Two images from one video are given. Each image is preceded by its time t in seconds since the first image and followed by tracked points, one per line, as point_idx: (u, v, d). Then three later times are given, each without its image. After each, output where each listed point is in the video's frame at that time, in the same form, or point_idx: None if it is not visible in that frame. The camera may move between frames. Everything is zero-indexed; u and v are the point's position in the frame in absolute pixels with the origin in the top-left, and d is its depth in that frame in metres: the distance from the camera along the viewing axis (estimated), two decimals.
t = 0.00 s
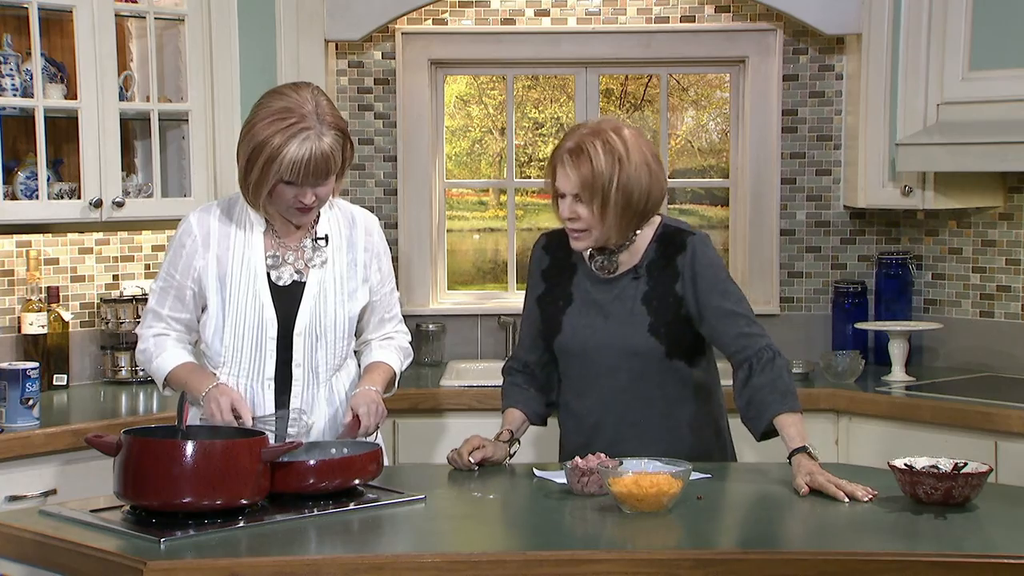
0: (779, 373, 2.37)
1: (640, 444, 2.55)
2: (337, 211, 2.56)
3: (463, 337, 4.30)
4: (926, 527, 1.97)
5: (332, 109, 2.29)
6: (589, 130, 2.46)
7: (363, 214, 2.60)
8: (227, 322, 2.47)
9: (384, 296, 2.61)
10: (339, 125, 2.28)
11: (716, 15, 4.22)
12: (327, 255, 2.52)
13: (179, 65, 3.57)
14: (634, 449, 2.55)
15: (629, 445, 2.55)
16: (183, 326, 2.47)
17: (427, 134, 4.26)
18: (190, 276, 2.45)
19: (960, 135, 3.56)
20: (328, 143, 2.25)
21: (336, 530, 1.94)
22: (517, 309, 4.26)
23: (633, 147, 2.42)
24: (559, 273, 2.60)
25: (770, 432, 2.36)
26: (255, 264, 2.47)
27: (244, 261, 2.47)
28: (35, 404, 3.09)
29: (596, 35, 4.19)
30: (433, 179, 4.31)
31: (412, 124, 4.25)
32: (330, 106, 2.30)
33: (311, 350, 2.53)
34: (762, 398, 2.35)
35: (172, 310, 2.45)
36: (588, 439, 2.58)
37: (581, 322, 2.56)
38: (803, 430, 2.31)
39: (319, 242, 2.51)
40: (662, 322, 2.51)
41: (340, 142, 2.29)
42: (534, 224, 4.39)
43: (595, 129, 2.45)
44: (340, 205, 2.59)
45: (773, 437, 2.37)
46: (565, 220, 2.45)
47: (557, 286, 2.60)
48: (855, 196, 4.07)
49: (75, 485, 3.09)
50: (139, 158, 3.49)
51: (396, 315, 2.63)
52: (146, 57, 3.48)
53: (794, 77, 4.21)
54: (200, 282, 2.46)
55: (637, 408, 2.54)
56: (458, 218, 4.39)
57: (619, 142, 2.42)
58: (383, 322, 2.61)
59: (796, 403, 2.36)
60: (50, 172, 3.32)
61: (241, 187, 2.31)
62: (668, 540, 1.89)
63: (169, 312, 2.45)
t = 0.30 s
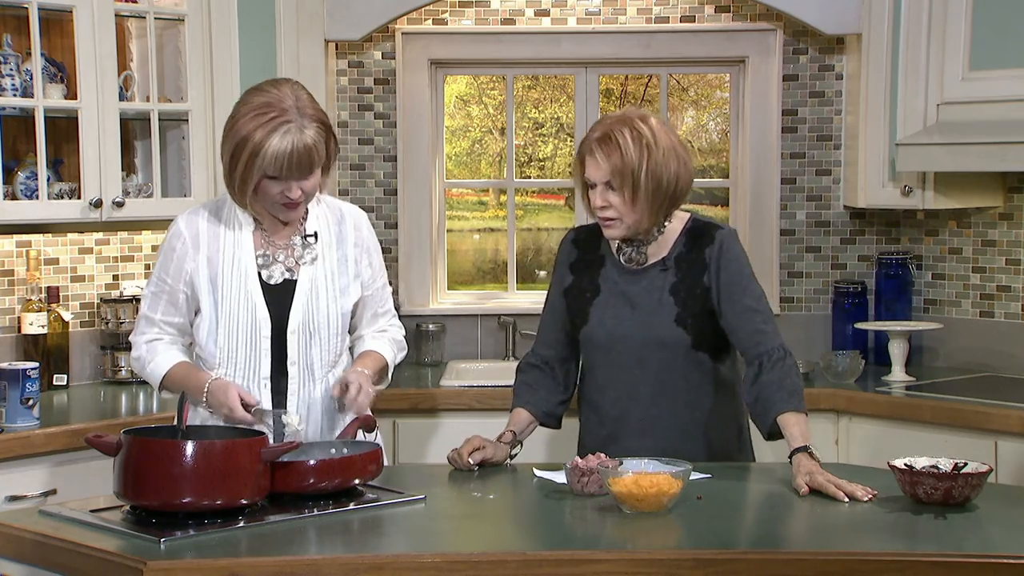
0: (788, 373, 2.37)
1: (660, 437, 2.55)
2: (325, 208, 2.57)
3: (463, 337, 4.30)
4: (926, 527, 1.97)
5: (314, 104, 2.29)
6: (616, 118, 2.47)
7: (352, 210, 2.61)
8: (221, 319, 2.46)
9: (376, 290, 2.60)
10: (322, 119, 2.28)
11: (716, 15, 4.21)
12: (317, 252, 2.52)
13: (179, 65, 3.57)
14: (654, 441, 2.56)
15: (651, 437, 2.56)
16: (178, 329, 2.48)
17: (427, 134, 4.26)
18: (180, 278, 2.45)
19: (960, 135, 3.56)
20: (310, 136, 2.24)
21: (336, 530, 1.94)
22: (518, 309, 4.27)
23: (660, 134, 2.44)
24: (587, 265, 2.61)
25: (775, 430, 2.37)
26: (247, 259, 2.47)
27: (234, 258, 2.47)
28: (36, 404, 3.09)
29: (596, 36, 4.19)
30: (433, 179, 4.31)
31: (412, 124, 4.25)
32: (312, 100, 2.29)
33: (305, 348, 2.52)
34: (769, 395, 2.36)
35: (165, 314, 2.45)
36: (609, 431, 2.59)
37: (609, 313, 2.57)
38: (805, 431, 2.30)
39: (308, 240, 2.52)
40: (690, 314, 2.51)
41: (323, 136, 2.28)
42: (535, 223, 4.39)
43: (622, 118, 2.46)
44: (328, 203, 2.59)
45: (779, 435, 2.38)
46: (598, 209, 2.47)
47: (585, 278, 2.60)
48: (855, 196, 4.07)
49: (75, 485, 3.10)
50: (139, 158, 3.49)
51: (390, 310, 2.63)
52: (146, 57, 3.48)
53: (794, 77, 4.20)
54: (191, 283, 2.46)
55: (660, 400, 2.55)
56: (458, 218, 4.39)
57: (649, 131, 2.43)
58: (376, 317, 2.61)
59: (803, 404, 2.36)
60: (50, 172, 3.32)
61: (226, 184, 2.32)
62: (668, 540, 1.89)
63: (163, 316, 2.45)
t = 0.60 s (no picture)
0: (794, 373, 2.36)
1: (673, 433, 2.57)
2: (332, 207, 2.56)
3: (463, 337, 4.30)
4: (925, 528, 1.97)
5: (298, 104, 2.36)
6: (636, 116, 2.49)
7: (361, 209, 2.59)
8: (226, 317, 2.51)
9: (383, 294, 2.56)
10: (303, 118, 2.35)
11: (716, 15, 4.21)
12: (317, 250, 2.52)
13: (179, 65, 3.57)
14: (666, 437, 2.57)
15: (663, 434, 2.57)
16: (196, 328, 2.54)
17: (427, 134, 4.26)
18: (197, 278, 2.53)
19: (961, 135, 3.56)
20: (284, 132, 2.31)
21: (336, 530, 1.94)
22: (517, 309, 4.27)
23: (678, 133, 2.45)
24: (605, 262, 2.63)
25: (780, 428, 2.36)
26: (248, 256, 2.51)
27: (238, 254, 2.51)
28: (36, 404, 3.09)
29: (596, 36, 4.19)
30: (433, 178, 4.31)
31: (412, 124, 4.25)
32: (296, 100, 2.36)
33: (302, 346, 2.51)
34: (774, 393, 2.35)
35: (184, 313, 2.53)
36: (622, 428, 2.61)
37: (624, 310, 2.58)
38: (807, 430, 2.29)
39: (310, 238, 2.52)
40: (704, 311, 2.52)
41: (302, 135, 2.34)
42: (535, 224, 4.39)
43: (641, 116, 2.48)
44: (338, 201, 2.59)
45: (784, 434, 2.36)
46: (613, 204, 2.48)
47: (602, 275, 2.62)
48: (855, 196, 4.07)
49: (75, 485, 3.10)
50: (139, 158, 3.49)
51: (400, 314, 2.58)
52: (146, 57, 3.48)
53: (794, 77, 4.21)
54: (206, 282, 2.53)
55: (673, 397, 2.56)
56: (458, 218, 4.39)
57: (667, 129, 2.44)
58: (382, 320, 2.57)
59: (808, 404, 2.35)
60: (50, 172, 3.32)
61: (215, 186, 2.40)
62: (668, 540, 1.89)
63: (186, 318, 2.53)
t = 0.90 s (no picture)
0: (796, 373, 2.36)
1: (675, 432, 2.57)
2: (370, 212, 2.58)
3: (462, 337, 4.30)
4: (926, 527, 1.97)
5: (297, 110, 2.43)
6: (639, 117, 2.48)
7: (404, 220, 2.59)
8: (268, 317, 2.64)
9: (408, 303, 2.53)
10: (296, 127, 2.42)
11: (716, 15, 4.21)
12: (345, 253, 2.55)
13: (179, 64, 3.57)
14: (667, 437, 2.57)
15: (665, 433, 2.58)
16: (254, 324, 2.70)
17: (427, 134, 4.26)
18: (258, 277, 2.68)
19: (961, 135, 3.56)
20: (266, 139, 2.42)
21: (336, 530, 1.94)
22: (518, 309, 4.27)
23: (681, 135, 2.45)
24: (609, 261, 2.63)
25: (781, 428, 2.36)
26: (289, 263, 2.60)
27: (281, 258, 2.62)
28: (35, 405, 3.09)
29: (596, 36, 4.19)
30: (433, 178, 4.31)
31: (412, 124, 4.25)
32: (299, 105, 2.43)
33: (314, 344, 2.55)
34: (776, 393, 2.35)
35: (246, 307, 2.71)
36: (623, 427, 2.61)
37: (627, 309, 2.58)
38: (807, 430, 2.29)
39: (340, 240, 2.57)
40: (706, 311, 2.52)
41: (289, 140, 2.42)
42: (534, 224, 4.39)
43: (644, 117, 2.48)
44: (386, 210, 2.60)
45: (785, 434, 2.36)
46: (615, 206, 2.48)
47: (606, 275, 2.62)
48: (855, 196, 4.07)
49: (74, 485, 3.10)
50: (140, 158, 3.49)
51: (430, 327, 2.54)
52: (146, 57, 3.48)
53: (794, 77, 4.21)
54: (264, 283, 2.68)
55: (675, 396, 2.56)
56: (458, 218, 4.39)
57: (669, 130, 2.44)
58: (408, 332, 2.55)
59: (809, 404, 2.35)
60: (51, 172, 3.31)
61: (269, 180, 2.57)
62: (668, 540, 1.89)
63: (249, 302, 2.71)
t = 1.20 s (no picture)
0: (797, 374, 2.36)
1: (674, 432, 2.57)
2: (348, 207, 2.59)
3: (462, 337, 4.30)
4: (926, 528, 1.97)
5: (274, 119, 2.46)
6: (643, 118, 2.48)
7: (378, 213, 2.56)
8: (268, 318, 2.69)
9: (376, 297, 2.50)
10: (264, 138, 2.47)
11: (716, 15, 4.21)
12: (323, 248, 2.58)
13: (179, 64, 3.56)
14: (666, 436, 2.58)
15: (664, 432, 2.58)
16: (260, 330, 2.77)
17: (427, 134, 4.26)
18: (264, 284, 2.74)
19: (961, 135, 3.56)
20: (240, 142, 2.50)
21: (336, 530, 1.94)
22: (517, 309, 4.27)
23: (687, 136, 2.45)
24: (610, 260, 2.62)
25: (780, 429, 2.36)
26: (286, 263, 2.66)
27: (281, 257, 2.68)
28: (36, 404, 3.09)
29: (596, 36, 4.19)
30: (433, 178, 4.31)
31: (412, 124, 4.24)
32: (279, 115, 2.47)
33: (295, 338, 2.59)
34: (776, 394, 2.35)
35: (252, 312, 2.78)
36: (622, 426, 2.61)
37: (628, 308, 2.58)
38: (808, 431, 2.30)
39: (321, 237, 2.59)
40: (707, 311, 2.52)
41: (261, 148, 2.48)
42: (534, 224, 4.39)
43: (649, 118, 2.47)
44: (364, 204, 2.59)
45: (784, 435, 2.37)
46: (620, 208, 2.48)
47: (607, 273, 2.62)
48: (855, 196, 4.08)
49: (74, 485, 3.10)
50: (139, 158, 3.49)
51: (402, 319, 2.51)
52: (146, 57, 3.48)
53: (794, 77, 4.21)
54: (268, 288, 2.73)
55: (674, 395, 2.57)
56: (458, 218, 4.39)
57: (677, 133, 2.45)
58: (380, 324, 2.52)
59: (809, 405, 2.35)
60: (50, 171, 3.31)
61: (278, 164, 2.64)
62: (668, 540, 1.89)
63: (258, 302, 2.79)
